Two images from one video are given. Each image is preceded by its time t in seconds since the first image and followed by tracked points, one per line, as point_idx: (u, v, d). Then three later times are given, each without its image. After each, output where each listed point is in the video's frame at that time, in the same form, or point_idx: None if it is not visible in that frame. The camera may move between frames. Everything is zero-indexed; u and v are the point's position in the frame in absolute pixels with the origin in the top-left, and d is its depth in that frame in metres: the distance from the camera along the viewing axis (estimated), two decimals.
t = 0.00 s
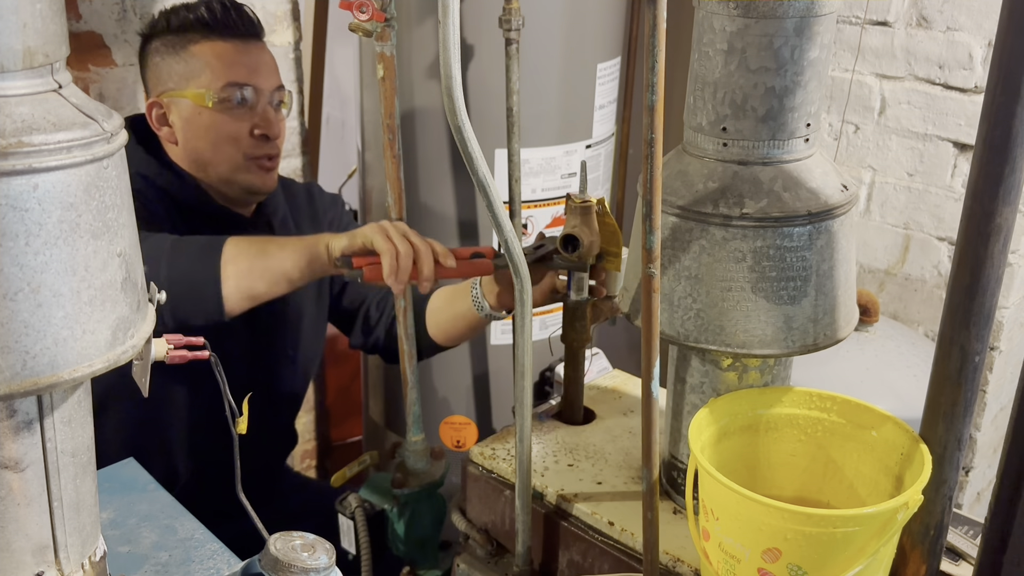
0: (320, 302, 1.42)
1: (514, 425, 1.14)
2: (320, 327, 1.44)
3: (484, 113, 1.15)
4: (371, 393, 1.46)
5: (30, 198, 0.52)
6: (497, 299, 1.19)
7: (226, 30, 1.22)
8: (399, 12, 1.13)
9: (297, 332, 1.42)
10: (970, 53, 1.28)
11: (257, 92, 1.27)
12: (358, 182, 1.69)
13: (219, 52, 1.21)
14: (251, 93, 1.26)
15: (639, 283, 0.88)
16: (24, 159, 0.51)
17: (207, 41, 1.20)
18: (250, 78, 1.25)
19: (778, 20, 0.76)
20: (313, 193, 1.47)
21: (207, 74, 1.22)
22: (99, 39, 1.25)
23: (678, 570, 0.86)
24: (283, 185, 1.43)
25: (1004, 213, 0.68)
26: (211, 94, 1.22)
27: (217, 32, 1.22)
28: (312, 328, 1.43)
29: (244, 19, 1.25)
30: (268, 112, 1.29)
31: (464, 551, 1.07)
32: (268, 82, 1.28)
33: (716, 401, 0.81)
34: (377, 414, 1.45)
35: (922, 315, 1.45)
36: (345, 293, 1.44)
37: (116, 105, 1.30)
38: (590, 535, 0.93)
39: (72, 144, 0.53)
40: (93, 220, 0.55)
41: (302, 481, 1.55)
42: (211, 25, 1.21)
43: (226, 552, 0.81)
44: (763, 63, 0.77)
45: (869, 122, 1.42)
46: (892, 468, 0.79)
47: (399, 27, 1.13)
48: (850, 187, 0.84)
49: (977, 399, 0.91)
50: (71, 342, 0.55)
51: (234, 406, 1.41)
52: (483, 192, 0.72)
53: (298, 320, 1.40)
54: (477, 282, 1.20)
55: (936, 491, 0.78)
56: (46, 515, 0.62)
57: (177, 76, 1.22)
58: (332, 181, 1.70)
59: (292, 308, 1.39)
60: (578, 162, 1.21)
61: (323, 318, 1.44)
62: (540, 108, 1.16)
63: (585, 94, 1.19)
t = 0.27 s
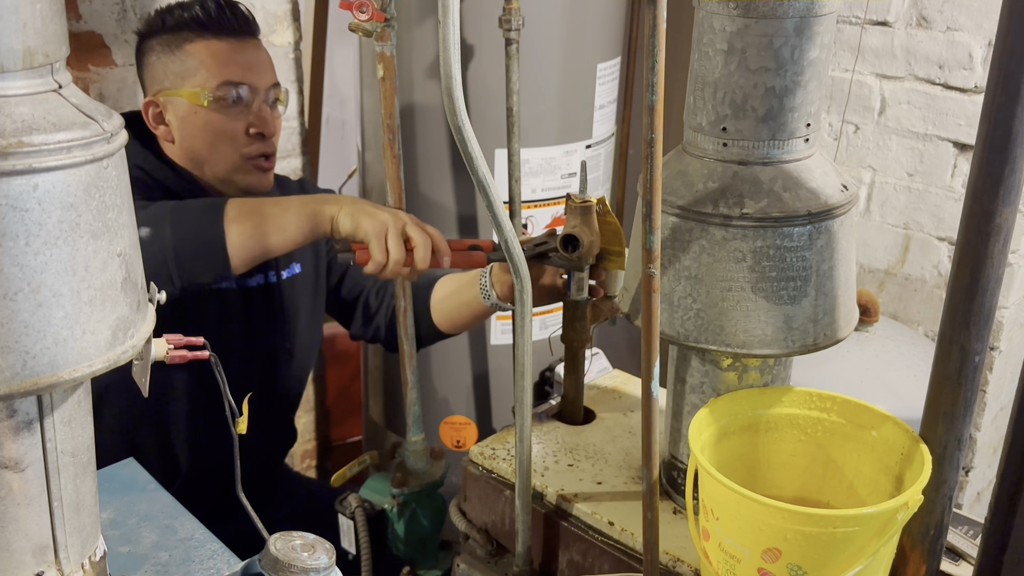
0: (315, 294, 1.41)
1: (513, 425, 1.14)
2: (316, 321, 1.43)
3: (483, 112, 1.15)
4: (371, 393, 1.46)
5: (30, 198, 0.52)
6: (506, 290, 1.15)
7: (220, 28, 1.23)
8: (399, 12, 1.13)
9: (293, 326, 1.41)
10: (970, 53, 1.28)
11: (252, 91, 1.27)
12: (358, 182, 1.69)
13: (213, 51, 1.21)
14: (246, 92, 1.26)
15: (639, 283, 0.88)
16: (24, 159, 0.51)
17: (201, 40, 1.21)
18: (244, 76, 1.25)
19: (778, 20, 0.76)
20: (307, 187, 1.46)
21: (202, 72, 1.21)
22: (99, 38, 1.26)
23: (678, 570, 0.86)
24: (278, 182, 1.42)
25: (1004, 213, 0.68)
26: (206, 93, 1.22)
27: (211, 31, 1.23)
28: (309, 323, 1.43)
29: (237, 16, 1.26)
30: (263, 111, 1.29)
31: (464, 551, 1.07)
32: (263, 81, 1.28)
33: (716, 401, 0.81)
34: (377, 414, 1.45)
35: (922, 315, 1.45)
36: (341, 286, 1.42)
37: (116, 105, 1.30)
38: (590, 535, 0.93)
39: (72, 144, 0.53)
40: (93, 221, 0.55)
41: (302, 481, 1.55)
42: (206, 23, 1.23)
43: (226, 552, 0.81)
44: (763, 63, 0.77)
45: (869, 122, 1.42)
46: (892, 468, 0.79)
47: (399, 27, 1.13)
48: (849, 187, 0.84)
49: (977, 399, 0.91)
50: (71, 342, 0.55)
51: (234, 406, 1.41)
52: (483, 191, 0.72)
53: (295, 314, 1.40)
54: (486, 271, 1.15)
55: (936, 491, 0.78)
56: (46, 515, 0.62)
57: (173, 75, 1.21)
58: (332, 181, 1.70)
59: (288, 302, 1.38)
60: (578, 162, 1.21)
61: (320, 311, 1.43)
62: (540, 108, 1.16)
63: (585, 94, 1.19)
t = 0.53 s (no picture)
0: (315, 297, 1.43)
1: (513, 424, 1.14)
2: (315, 321, 1.44)
3: (483, 113, 1.15)
4: (371, 393, 1.46)
5: (30, 198, 0.52)
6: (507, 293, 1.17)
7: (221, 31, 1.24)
8: (399, 12, 1.13)
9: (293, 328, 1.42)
10: (970, 53, 1.28)
11: (250, 94, 1.29)
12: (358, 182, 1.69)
13: (212, 53, 1.23)
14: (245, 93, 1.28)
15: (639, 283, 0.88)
16: (24, 159, 0.51)
17: (200, 41, 1.22)
18: (243, 79, 1.27)
19: (778, 20, 0.76)
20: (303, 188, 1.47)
21: (200, 75, 1.23)
22: (99, 39, 1.25)
23: (678, 570, 0.86)
24: (274, 184, 1.43)
25: (1004, 213, 0.68)
26: (205, 96, 1.24)
27: (212, 32, 1.24)
28: (308, 322, 1.44)
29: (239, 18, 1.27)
30: (260, 114, 1.31)
31: (464, 551, 1.07)
32: (261, 83, 1.30)
33: (716, 401, 0.81)
34: (377, 414, 1.45)
35: (922, 315, 1.45)
36: (340, 286, 1.43)
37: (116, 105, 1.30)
38: (590, 535, 0.93)
39: (72, 144, 0.53)
40: (93, 221, 0.55)
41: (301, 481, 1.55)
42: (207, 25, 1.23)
43: (226, 552, 0.81)
44: (763, 63, 0.77)
45: (869, 122, 1.42)
46: (892, 468, 0.79)
47: (399, 27, 1.13)
48: (849, 187, 0.84)
49: (977, 399, 0.91)
50: (71, 341, 0.55)
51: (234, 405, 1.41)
52: (483, 191, 0.72)
53: (294, 315, 1.41)
54: (488, 271, 1.18)
55: (936, 492, 0.78)
56: (46, 515, 0.62)
57: (171, 76, 1.24)
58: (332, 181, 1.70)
59: (288, 305, 1.39)
60: (578, 162, 1.21)
61: (319, 310, 1.44)
62: (540, 108, 1.16)
63: (585, 94, 1.19)
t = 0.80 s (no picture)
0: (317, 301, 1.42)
1: (513, 425, 1.14)
2: (316, 326, 1.44)
3: (483, 113, 1.15)
4: (371, 393, 1.45)
5: (30, 198, 0.52)
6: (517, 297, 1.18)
7: (233, 39, 1.25)
8: (399, 12, 1.13)
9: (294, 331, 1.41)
10: (970, 53, 1.28)
11: (258, 103, 1.29)
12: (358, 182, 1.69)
13: (222, 60, 1.23)
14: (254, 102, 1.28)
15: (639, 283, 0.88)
16: (24, 159, 0.51)
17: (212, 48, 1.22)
18: (251, 88, 1.27)
19: (778, 20, 0.76)
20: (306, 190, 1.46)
21: (209, 82, 1.23)
22: (99, 39, 1.25)
23: (679, 570, 0.86)
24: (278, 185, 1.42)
25: (1004, 213, 0.68)
26: (212, 103, 1.23)
27: (223, 40, 1.24)
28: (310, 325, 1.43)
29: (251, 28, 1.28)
30: (267, 124, 1.31)
31: (464, 551, 1.07)
32: (268, 93, 1.31)
33: (716, 401, 0.81)
34: (378, 414, 1.45)
35: (922, 315, 1.45)
36: (344, 288, 1.43)
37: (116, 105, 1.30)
38: (590, 535, 0.93)
39: (72, 144, 0.53)
40: (93, 220, 0.55)
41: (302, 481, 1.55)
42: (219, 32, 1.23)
43: (226, 552, 0.81)
44: (763, 63, 0.77)
45: (869, 122, 1.42)
46: (892, 468, 0.79)
47: (399, 27, 1.13)
48: (850, 187, 0.84)
49: (977, 399, 0.91)
50: (71, 341, 0.55)
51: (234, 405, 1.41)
52: (483, 191, 0.72)
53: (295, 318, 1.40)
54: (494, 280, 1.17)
55: (936, 492, 0.78)
56: (46, 515, 0.62)
57: (180, 80, 1.23)
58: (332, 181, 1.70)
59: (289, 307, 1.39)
60: (578, 162, 1.21)
61: (320, 314, 1.43)
62: (540, 108, 1.16)
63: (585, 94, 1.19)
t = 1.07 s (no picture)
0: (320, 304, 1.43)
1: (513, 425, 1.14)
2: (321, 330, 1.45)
3: (484, 113, 1.15)
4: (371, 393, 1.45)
5: (29, 198, 0.52)
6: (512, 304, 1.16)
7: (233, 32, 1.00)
8: (399, 12, 1.13)
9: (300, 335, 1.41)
10: (970, 53, 1.28)
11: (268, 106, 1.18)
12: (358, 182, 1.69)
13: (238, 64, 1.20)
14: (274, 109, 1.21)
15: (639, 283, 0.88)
16: (24, 159, 0.51)
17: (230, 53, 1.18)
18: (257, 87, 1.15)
19: (778, 20, 0.76)
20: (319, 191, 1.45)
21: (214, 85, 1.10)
22: (99, 39, 1.24)
23: (678, 570, 0.86)
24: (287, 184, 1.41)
25: (1004, 213, 0.68)
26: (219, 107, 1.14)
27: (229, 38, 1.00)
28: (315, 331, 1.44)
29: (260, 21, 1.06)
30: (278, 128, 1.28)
31: (465, 551, 1.07)
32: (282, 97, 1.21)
33: (716, 401, 0.81)
34: (378, 414, 1.45)
35: (922, 315, 1.45)
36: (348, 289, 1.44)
37: (116, 105, 1.30)
38: (590, 535, 0.93)
39: (72, 144, 0.53)
40: (93, 220, 0.55)
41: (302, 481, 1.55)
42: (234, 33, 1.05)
43: (226, 552, 0.81)
44: (763, 63, 0.77)
45: (869, 122, 1.42)
46: (892, 468, 0.79)
47: (398, 27, 1.13)
48: (849, 187, 0.84)
49: (976, 399, 0.91)
50: (71, 341, 0.55)
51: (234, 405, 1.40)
52: (483, 191, 0.72)
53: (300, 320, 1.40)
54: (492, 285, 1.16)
55: (936, 492, 0.78)
56: (46, 515, 0.62)
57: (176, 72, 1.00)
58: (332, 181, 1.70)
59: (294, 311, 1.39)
60: (578, 162, 1.21)
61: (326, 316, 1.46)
62: (540, 108, 1.16)
63: (585, 94, 1.19)
